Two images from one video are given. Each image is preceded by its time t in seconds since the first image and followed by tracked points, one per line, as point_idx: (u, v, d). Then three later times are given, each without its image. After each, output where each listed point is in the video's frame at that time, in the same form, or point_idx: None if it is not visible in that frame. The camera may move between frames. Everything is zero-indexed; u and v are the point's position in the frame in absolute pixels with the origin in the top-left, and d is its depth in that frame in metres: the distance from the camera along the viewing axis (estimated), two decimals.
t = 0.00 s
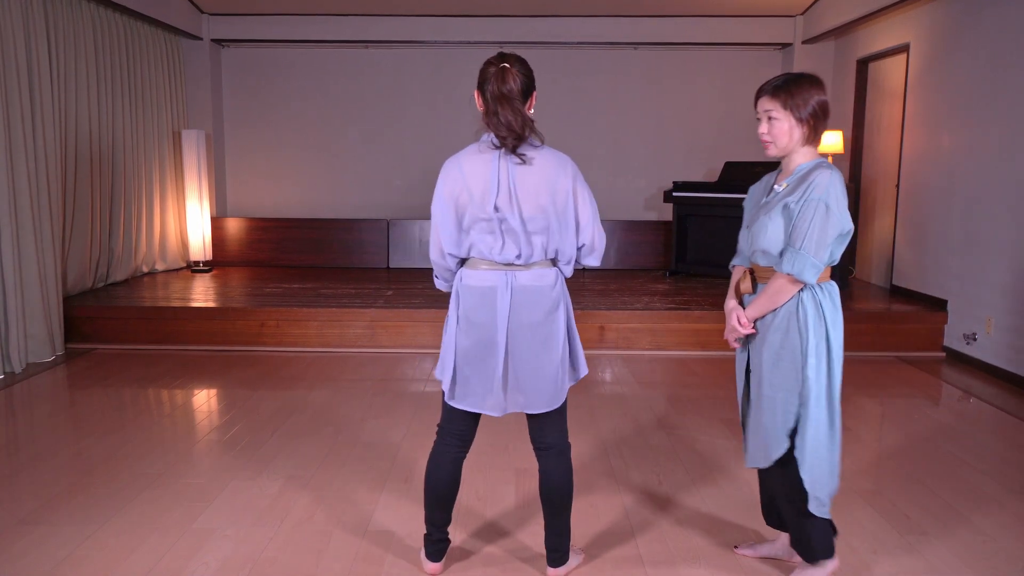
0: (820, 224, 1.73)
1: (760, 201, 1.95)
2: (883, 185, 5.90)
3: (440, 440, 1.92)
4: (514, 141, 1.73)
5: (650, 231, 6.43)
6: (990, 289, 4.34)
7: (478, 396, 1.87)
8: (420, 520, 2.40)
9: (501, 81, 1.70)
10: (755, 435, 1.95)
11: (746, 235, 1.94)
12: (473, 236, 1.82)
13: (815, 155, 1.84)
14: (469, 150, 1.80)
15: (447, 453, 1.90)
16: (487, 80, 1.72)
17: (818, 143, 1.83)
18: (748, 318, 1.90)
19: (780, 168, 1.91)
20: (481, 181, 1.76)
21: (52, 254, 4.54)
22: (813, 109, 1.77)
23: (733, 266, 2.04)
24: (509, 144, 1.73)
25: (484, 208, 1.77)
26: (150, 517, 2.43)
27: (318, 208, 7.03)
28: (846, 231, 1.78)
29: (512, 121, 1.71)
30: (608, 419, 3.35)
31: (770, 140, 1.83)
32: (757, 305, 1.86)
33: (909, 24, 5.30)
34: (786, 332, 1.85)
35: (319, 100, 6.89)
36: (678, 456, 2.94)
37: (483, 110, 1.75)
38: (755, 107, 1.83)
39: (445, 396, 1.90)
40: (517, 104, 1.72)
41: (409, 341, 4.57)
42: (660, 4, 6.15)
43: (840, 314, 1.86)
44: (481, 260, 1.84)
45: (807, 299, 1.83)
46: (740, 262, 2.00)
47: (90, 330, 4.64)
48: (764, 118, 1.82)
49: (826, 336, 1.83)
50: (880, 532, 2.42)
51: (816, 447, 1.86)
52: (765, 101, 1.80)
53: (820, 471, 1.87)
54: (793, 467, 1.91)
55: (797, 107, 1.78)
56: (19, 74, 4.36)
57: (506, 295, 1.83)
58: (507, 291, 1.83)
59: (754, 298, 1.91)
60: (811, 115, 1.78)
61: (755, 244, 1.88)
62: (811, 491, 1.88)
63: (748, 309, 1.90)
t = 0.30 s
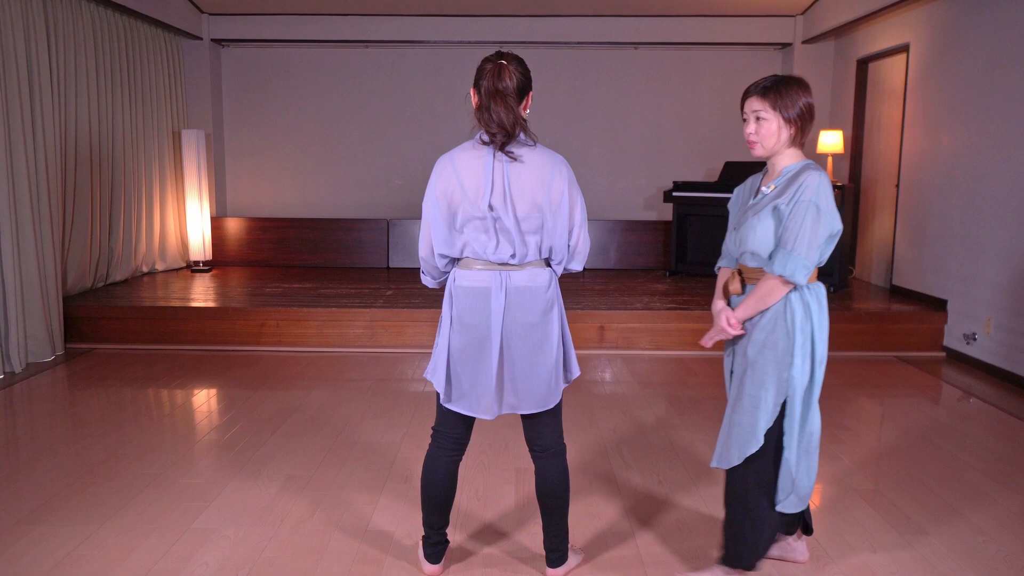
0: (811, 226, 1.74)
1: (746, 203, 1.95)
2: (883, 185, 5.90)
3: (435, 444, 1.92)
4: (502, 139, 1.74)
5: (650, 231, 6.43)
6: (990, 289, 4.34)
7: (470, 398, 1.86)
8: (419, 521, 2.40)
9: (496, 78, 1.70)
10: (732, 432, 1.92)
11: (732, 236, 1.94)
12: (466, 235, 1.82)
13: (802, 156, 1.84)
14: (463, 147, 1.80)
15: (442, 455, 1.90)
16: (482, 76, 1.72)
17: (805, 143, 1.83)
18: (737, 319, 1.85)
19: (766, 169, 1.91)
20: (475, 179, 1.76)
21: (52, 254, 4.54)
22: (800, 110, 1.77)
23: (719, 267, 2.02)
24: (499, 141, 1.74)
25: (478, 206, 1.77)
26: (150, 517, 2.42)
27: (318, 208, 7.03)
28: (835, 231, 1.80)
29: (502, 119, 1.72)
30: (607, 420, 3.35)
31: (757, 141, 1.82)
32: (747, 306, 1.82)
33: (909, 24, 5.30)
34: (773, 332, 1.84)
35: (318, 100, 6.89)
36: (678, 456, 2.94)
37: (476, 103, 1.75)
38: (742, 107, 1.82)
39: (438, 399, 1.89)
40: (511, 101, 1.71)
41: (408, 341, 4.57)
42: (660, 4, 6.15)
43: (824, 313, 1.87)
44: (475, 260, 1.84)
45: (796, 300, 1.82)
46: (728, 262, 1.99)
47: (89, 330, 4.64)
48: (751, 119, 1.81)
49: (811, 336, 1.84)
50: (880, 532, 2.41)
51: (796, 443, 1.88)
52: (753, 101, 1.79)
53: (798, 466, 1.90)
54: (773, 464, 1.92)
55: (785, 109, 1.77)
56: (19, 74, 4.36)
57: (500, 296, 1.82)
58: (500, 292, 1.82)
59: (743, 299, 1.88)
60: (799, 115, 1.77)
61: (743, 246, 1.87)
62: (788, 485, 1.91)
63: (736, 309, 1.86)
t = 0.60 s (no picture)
0: (792, 232, 1.73)
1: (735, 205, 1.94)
2: (883, 185, 5.90)
3: (434, 445, 1.92)
4: (495, 139, 1.73)
5: (650, 231, 6.43)
6: (990, 289, 4.34)
7: (466, 399, 1.87)
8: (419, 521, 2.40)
9: (488, 77, 1.70)
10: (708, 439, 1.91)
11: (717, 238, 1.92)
12: (461, 236, 1.82)
13: (793, 160, 1.83)
14: (458, 147, 1.79)
15: (441, 456, 1.90)
16: (474, 76, 1.72)
17: (797, 147, 1.82)
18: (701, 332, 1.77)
19: (758, 172, 1.90)
20: (469, 180, 1.75)
21: (52, 253, 4.55)
22: (793, 112, 1.76)
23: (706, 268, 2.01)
24: (492, 142, 1.73)
25: (472, 207, 1.77)
26: (149, 517, 2.43)
27: (318, 208, 7.03)
28: (817, 238, 1.78)
29: (494, 119, 1.72)
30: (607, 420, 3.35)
31: (748, 141, 1.82)
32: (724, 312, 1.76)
33: (909, 24, 5.30)
34: (743, 337, 1.83)
35: (318, 100, 6.89)
36: (677, 456, 2.94)
37: (469, 103, 1.75)
38: (735, 106, 1.81)
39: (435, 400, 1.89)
40: (503, 102, 1.71)
41: (408, 340, 4.57)
42: (660, 4, 6.15)
43: (801, 319, 1.84)
44: (471, 261, 1.84)
45: (769, 306, 1.81)
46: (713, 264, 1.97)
47: (89, 330, 4.64)
48: (743, 118, 1.80)
49: (784, 342, 1.82)
50: (880, 532, 2.41)
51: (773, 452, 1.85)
52: (745, 100, 1.78)
53: (776, 475, 1.86)
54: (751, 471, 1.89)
55: (777, 110, 1.76)
56: (20, 74, 4.36)
57: (495, 297, 1.82)
58: (496, 292, 1.82)
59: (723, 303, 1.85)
60: (792, 118, 1.76)
61: (725, 247, 1.86)
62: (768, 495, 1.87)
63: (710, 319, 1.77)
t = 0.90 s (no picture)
0: (748, 213, 1.58)
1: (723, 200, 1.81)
2: (883, 184, 5.89)
3: (433, 445, 1.92)
4: (491, 140, 1.73)
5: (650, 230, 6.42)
6: (991, 289, 4.33)
7: (465, 399, 1.87)
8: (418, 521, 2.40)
9: (483, 78, 1.69)
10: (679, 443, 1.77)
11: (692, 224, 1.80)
12: (459, 238, 1.82)
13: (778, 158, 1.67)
14: (454, 148, 1.79)
15: (440, 457, 1.90)
16: (470, 76, 1.72)
17: (781, 145, 1.66)
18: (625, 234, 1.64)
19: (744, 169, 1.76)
20: (466, 181, 1.75)
21: (52, 254, 4.54)
22: (776, 108, 1.62)
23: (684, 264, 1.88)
24: (487, 143, 1.73)
25: (470, 209, 1.77)
26: (149, 517, 2.42)
27: (318, 207, 7.03)
28: (782, 235, 1.62)
29: (489, 120, 1.71)
30: (607, 419, 3.35)
31: (727, 136, 1.68)
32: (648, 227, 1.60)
33: (909, 24, 5.30)
34: (713, 335, 1.69)
35: (318, 100, 6.88)
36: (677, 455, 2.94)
37: (465, 103, 1.75)
38: (716, 98, 1.68)
39: (435, 401, 1.89)
40: (498, 103, 1.71)
41: (409, 340, 4.57)
42: (660, 4, 6.15)
43: (777, 318, 1.70)
44: (470, 262, 1.84)
45: (737, 305, 1.67)
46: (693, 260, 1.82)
47: (89, 330, 4.64)
48: (722, 111, 1.67)
49: (757, 344, 1.67)
50: (880, 532, 2.41)
51: (743, 462, 1.70)
52: (725, 93, 1.65)
53: (748, 485, 1.72)
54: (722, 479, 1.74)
55: (758, 105, 1.62)
56: (20, 75, 4.36)
57: (494, 297, 1.82)
58: (494, 292, 1.82)
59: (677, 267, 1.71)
60: (774, 114, 1.62)
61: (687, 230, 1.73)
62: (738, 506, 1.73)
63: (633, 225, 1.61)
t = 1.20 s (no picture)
0: (694, 186, 1.57)
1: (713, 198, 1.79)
2: (883, 184, 5.89)
3: (434, 445, 1.92)
4: (491, 141, 1.73)
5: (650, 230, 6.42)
6: (991, 289, 4.33)
7: (467, 399, 1.86)
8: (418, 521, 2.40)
9: (483, 78, 1.69)
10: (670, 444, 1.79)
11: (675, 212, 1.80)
12: (461, 239, 1.82)
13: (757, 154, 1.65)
14: (455, 149, 1.79)
15: (441, 457, 1.90)
16: (470, 77, 1.71)
17: (761, 142, 1.64)
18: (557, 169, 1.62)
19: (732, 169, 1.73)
20: (467, 182, 1.75)
21: (52, 254, 4.54)
22: (755, 105, 1.60)
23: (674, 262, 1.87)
24: (488, 144, 1.73)
25: (471, 210, 1.76)
26: (149, 518, 2.42)
27: (318, 207, 7.03)
28: (727, 219, 1.59)
29: (490, 121, 1.71)
30: (607, 420, 3.35)
31: (706, 131, 1.67)
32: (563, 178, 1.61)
33: (908, 24, 5.30)
34: (689, 338, 1.71)
35: (318, 99, 6.88)
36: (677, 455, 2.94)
37: (465, 104, 1.74)
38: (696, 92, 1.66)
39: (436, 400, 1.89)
40: (498, 103, 1.70)
41: (409, 340, 4.57)
42: (660, 4, 6.15)
43: (754, 318, 1.66)
44: (471, 262, 1.84)
45: (710, 306, 1.67)
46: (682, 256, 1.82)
47: (89, 329, 4.64)
48: (702, 107, 1.66)
49: (731, 346, 1.66)
50: (880, 532, 2.41)
51: (724, 464, 1.69)
52: (705, 87, 1.63)
53: (733, 488, 1.70)
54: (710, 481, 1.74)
55: (736, 101, 1.60)
56: (20, 75, 4.36)
57: (495, 297, 1.82)
58: (495, 292, 1.82)
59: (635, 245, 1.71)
60: (753, 111, 1.60)
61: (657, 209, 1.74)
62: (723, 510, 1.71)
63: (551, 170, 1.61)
